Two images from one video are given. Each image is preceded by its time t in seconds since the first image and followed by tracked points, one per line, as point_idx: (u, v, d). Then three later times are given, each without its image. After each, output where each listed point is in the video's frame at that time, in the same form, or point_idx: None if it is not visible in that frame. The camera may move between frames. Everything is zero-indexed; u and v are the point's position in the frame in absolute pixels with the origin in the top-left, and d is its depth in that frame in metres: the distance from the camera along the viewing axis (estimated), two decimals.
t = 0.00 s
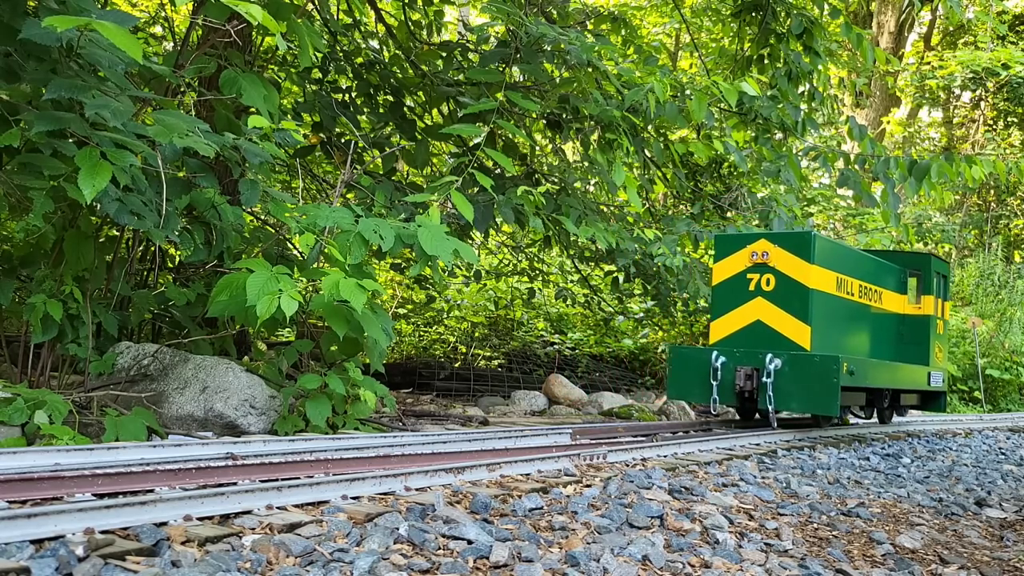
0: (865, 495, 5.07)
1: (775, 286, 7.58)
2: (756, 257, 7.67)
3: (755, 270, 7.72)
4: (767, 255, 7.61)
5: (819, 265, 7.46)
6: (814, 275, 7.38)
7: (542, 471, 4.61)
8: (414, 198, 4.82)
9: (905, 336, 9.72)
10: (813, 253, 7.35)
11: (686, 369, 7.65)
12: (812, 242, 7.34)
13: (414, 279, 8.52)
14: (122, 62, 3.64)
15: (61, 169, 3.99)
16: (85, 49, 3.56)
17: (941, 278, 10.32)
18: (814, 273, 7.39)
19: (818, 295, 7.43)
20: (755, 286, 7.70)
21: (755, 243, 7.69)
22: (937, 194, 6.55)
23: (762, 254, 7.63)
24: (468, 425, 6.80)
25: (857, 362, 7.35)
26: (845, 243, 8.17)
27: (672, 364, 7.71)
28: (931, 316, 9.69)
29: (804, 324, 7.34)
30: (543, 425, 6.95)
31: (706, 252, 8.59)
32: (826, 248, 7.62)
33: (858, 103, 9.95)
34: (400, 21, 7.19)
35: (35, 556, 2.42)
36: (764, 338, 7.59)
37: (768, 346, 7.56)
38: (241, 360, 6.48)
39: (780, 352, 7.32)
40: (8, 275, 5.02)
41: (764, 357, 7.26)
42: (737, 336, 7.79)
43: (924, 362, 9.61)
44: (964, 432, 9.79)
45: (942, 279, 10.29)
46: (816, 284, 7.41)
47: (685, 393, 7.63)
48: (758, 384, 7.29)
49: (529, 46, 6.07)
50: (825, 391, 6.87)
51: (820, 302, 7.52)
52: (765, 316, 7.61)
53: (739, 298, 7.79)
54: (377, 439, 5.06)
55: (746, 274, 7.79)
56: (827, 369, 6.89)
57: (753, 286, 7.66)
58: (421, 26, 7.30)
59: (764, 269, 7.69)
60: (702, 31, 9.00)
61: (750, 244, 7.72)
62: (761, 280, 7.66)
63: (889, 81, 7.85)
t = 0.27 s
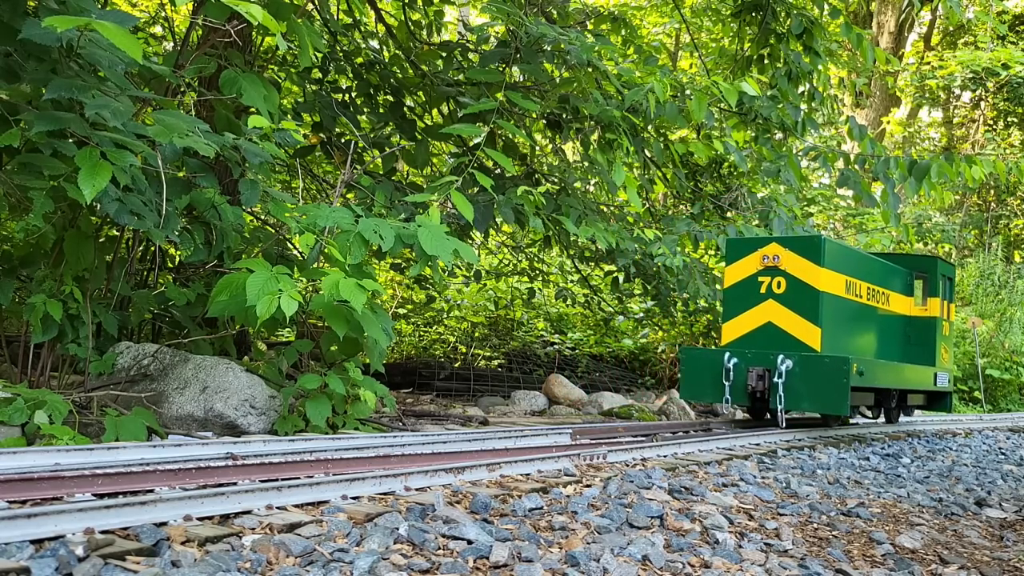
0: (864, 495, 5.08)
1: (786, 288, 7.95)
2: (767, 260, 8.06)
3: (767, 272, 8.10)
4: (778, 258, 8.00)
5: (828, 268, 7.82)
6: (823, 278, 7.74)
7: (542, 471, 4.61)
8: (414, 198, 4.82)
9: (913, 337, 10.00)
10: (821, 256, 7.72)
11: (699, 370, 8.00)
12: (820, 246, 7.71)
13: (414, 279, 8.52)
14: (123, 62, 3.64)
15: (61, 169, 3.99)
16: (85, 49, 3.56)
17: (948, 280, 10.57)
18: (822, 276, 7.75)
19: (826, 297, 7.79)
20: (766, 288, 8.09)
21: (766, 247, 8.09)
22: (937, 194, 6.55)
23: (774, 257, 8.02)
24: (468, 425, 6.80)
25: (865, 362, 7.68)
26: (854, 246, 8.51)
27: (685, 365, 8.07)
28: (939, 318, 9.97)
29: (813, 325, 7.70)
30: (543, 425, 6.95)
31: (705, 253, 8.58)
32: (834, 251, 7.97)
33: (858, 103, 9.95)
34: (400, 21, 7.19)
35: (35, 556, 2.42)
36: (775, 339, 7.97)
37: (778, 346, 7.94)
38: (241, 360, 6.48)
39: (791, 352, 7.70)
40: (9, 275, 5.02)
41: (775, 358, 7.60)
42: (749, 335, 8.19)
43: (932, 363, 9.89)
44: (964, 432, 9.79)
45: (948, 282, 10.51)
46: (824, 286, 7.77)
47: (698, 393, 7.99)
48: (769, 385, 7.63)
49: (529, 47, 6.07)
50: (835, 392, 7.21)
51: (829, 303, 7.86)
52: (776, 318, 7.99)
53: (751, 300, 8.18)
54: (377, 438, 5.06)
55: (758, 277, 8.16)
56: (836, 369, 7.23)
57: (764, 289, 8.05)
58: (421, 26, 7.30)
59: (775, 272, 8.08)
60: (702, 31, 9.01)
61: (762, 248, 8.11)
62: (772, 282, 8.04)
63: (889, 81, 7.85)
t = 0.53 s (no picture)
0: (864, 495, 5.08)
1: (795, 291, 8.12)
2: (776, 263, 8.24)
3: (776, 275, 8.28)
4: (786, 261, 8.18)
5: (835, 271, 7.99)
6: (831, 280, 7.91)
7: (541, 471, 4.61)
8: (413, 198, 4.82)
9: (918, 338, 10.16)
10: (829, 259, 7.89)
11: (710, 371, 8.23)
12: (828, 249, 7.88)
13: (414, 279, 8.52)
14: (122, 62, 3.64)
15: (61, 169, 3.99)
16: (85, 49, 3.56)
17: (952, 282, 10.72)
18: (831, 278, 7.92)
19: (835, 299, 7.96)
20: (776, 290, 8.26)
21: (775, 250, 8.26)
22: (937, 194, 6.55)
23: (783, 260, 8.20)
24: (468, 425, 6.80)
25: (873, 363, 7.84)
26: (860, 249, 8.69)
27: (696, 366, 8.29)
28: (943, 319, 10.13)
29: (821, 327, 7.88)
30: (544, 425, 6.96)
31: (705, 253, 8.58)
32: (842, 254, 8.15)
33: (858, 103, 9.95)
34: (400, 20, 7.20)
35: (35, 556, 2.42)
36: (785, 341, 8.14)
37: (787, 347, 8.10)
38: (241, 360, 6.48)
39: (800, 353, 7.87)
40: (9, 275, 5.02)
41: (785, 359, 7.81)
42: (759, 337, 8.36)
43: (936, 363, 10.04)
44: (963, 432, 9.79)
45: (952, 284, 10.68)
46: (832, 289, 7.94)
47: (709, 393, 8.19)
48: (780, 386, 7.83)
49: (529, 47, 6.07)
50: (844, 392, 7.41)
51: (837, 305, 8.03)
52: (785, 320, 8.16)
53: (760, 302, 8.35)
54: (377, 438, 5.06)
55: (767, 280, 8.34)
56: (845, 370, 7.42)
57: (774, 291, 8.22)
58: (421, 26, 7.31)
59: (783, 274, 8.26)
60: (702, 31, 9.02)
61: (771, 251, 8.29)
62: (781, 285, 8.21)
63: (889, 82, 7.84)
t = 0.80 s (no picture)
0: (865, 495, 5.07)
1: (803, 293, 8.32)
2: (784, 265, 8.44)
3: (784, 277, 8.48)
4: (794, 264, 8.39)
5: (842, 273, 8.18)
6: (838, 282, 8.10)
7: (542, 471, 4.61)
8: (414, 197, 4.82)
9: (924, 339, 10.29)
10: (836, 262, 8.08)
11: (719, 371, 8.38)
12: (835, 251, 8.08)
13: (414, 279, 8.52)
14: (122, 62, 3.64)
15: (61, 169, 3.99)
16: (85, 49, 3.56)
17: (957, 283, 10.84)
18: (837, 280, 8.11)
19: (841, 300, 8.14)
20: (784, 292, 8.46)
21: (783, 253, 8.47)
22: (937, 194, 6.55)
23: (790, 263, 8.40)
24: (468, 425, 6.80)
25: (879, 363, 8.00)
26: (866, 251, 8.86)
27: (705, 367, 8.44)
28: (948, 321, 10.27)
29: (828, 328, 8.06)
30: (544, 425, 6.96)
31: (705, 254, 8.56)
32: (848, 257, 8.33)
33: (858, 103, 9.94)
34: (400, 21, 7.20)
35: (35, 556, 2.42)
36: (792, 342, 8.33)
37: (795, 348, 8.29)
38: (241, 360, 6.49)
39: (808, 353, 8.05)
40: (9, 275, 5.02)
41: (793, 360, 7.99)
42: (767, 338, 8.55)
43: (942, 364, 10.17)
44: (964, 432, 9.79)
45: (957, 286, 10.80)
46: (839, 290, 8.13)
47: (718, 393, 8.35)
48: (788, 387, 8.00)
49: (529, 47, 6.07)
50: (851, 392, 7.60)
51: (844, 307, 8.21)
52: (793, 321, 8.36)
53: (769, 303, 8.55)
54: (376, 439, 5.06)
55: (775, 282, 8.54)
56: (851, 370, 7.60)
57: (782, 293, 8.42)
58: (421, 26, 7.31)
59: (791, 277, 8.46)
60: (702, 31, 9.02)
61: (779, 254, 8.49)
62: (789, 287, 8.41)
63: (889, 82, 7.84)
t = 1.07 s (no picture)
0: (864, 495, 5.08)
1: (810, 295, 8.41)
2: (792, 268, 8.55)
3: (792, 279, 8.59)
4: (802, 266, 8.48)
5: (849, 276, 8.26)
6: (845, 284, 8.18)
7: (542, 471, 4.61)
8: (414, 197, 4.82)
9: (929, 340, 10.35)
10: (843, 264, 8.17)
11: (728, 372, 8.46)
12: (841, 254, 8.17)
13: (414, 279, 8.52)
14: (122, 62, 3.64)
15: (61, 169, 3.98)
16: (85, 49, 3.56)
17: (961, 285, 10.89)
18: (844, 283, 8.20)
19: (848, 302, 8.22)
20: (791, 294, 8.55)
21: (791, 255, 8.57)
22: (937, 194, 6.55)
23: (798, 265, 8.50)
24: (468, 425, 6.80)
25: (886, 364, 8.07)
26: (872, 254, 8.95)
27: (715, 368, 8.52)
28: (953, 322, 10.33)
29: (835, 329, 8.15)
30: (545, 425, 6.96)
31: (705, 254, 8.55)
32: (856, 259, 8.42)
33: (859, 103, 9.94)
34: (400, 20, 7.20)
35: (35, 556, 2.42)
36: (800, 343, 8.42)
37: (802, 349, 8.39)
38: (241, 360, 6.49)
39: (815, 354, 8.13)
40: (8, 275, 5.01)
41: (800, 360, 8.05)
42: (775, 339, 8.64)
43: (948, 365, 10.22)
44: (964, 432, 9.79)
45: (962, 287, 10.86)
46: (846, 292, 8.21)
47: (727, 393, 8.43)
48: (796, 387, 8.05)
49: (529, 47, 6.08)
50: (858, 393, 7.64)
51: (851, 308, 8.29)
52: (800, 323, 8.45)
53: (776, 305, 8.65)
54: (377, 438, 5.07)
55: (783, 284, 8.64)
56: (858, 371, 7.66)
57: (789, 295, 8.52)
58: (421, 26, 7.31)
59: (799, 279, 8.56)
60: (703, 31, 9.02)
61: (787, 256, 8.60)
62: (797, 289, 8.50)
63: (890, 81, 7.84)
